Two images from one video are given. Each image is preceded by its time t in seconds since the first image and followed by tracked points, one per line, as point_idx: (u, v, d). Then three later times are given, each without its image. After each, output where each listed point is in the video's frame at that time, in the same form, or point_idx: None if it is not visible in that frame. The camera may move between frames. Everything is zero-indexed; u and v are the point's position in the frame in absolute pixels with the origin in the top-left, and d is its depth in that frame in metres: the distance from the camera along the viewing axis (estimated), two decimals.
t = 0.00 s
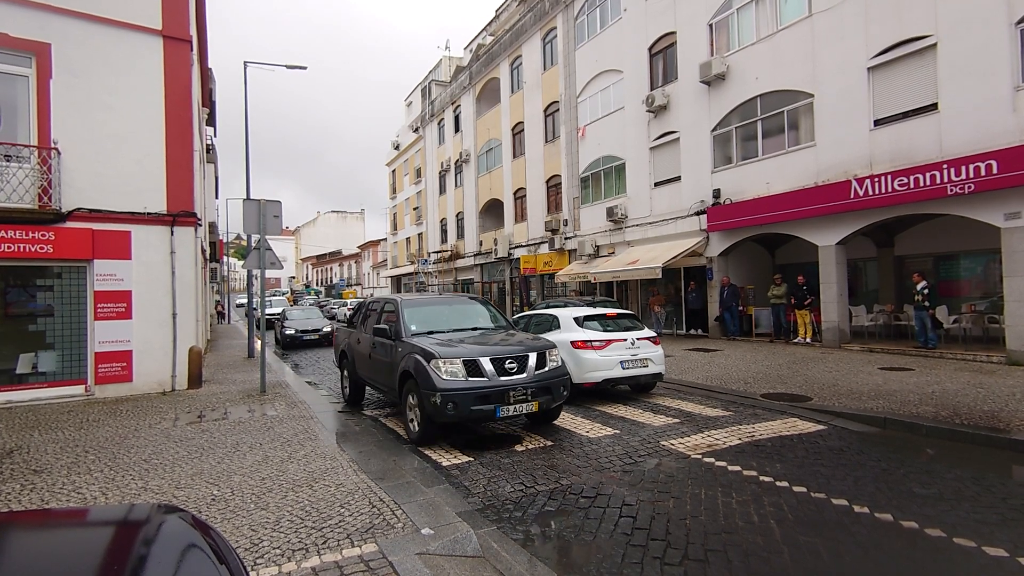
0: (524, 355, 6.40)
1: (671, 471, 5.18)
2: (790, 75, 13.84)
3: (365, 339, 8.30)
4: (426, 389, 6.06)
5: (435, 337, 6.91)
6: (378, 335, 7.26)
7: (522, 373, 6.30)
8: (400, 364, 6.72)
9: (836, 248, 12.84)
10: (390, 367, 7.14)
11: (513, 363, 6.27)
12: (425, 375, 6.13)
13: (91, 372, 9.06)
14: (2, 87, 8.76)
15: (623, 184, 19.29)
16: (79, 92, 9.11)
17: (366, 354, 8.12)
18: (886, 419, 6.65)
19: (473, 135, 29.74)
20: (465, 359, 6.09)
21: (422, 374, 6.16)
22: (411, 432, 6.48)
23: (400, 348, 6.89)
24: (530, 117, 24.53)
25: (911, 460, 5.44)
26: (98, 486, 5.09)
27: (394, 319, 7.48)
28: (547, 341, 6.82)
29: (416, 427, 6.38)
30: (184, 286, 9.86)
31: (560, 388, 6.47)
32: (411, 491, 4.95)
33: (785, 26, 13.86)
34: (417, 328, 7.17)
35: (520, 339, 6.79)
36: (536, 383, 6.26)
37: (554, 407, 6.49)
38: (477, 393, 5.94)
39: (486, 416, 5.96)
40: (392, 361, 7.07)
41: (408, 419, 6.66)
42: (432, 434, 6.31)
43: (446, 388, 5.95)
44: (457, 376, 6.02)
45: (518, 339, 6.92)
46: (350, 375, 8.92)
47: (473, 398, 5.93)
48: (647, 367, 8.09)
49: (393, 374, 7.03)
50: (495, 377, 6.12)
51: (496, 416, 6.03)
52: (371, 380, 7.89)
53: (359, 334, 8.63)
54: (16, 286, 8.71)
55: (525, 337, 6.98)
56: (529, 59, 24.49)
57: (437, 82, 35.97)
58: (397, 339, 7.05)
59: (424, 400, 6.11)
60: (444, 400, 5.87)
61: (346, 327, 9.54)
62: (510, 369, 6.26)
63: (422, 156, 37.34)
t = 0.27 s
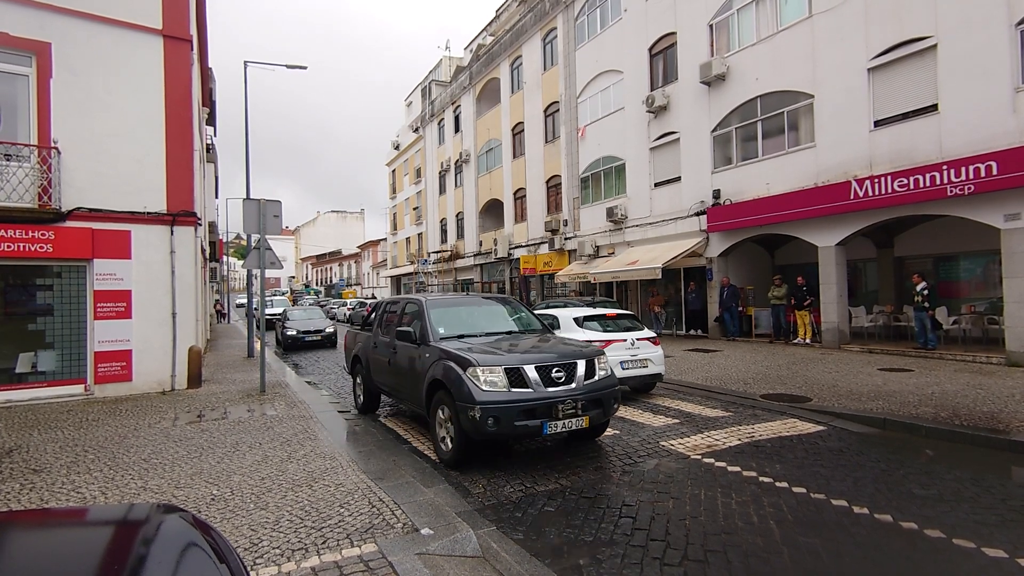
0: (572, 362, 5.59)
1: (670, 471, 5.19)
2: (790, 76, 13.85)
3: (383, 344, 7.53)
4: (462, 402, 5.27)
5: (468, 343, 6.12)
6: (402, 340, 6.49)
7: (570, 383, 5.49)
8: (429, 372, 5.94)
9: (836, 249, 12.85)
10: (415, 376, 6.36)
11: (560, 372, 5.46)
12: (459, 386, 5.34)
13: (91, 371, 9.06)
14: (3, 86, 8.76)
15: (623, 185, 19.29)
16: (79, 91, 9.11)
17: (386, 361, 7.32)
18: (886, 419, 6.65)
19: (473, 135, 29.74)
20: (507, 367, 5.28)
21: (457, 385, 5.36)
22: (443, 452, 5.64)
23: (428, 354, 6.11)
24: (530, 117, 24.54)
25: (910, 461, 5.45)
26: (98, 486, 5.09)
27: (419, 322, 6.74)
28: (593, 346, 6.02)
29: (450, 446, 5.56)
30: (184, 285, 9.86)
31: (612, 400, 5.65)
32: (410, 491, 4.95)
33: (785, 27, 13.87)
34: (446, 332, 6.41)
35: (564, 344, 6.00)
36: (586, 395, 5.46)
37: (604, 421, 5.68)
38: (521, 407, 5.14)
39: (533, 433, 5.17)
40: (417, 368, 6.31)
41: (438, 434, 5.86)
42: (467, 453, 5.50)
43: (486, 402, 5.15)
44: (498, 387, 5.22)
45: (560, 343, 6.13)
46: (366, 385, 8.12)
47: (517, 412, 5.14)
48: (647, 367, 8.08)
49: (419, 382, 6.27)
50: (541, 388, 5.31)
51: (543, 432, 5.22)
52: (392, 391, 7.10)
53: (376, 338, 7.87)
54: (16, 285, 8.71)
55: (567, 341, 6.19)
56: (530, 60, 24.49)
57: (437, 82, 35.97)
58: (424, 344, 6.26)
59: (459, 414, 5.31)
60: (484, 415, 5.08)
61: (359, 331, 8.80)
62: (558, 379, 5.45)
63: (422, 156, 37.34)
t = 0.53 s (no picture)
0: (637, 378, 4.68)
1: (670, 472, 5.19)
2: (790, 77, 13.85)
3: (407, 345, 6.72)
4: (509, 427, 4.37)
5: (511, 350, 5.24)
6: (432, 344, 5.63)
7: (635, 404, 4.58)
8: (466, 386, 5.04)
9: (836, 250, 12.86)
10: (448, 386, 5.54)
11: (626, 390, 4.55)
12: (506, 406, 4.46)
13: (90, 371, 9.05)
14: (3, 85, 8.75)
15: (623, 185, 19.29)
16: (79, 90, 9.11)
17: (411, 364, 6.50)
18: (886, 420, 6.65)
19: (473, 135, 29.74)
20: (564, 386, 4.37)
21: (505, 404, 4.46)
22: (481, 479, 4.77)
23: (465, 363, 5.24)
24: (530, 117, 24.53)
25: (910, 462, 5.45)
26: (97, 486, 5.08)
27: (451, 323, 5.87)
28: (656, 358, 5.11)
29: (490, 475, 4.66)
30: (184, 285, 9.86)
31: (680, 423, 4.76)
32: (410, 491, 4.95)
33: (785, 27, 13.88)
34: (484, 337, 5.52)
35: (624, 354, 5.09)
36: (653, 418, 4.56)
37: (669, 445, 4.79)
38: (582, 433, 4.26)
39: (593, 464, 4.28)
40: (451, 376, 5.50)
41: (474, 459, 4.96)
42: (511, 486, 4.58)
43: (540, 426, 4.27)
44: (554, 410, 4.32)
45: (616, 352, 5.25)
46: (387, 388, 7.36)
47: (577, 439, 4.27)
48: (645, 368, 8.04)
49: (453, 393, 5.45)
50: (603, 411, 4.40)
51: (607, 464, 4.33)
52: (418, 398, 6.32)
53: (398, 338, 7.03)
54: (16, 285, 8.71)
55: (624, 349, 5.30)
56: (530, 60, 24.49)
57: (438, 82, 35.96)
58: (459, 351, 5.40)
59: (505, 438, 4.44)
60: (539, 444, 4.18)
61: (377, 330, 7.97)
62: (621, 399, 4.53)
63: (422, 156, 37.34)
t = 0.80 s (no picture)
0: (725, 404, 4.07)
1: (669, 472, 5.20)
2: (790, 77, 13.86)
3: (438, 353, 6.11)
4: (581, 465, 3.73)
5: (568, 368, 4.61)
6: (472, 357, 5.03)
7: (724, 436, 3.97)
8: (518, 410, 4.41)
9: (835, 250, 12.87)
10: (492, 405, 4.93)
11: (714, 421, 3.93)
12: (575, 439, 3.82)
13: (90, 371, 9.04)
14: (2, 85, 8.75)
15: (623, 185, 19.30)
16: (79, 90, 9.10)
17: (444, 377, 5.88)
18: (885, 421, 6.66)
19: (473, 135, 29.74)
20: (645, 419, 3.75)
21: (572, 438, 3.82)
22: (537, 520, 4.10)
23: (515, 382, 4.62)
24: (530, 117, 24.53)
25: (909, 462, 5.45)
26: (96, 485, 5.08)
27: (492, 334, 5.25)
28: (737, 378, 4.51)
29: (552, 514, 3.98)
30: (183, 285, 9.85)
31: (772, 456, 4.14)
32: (410, 491, 4.95)
33: (784, 28, 13.89)
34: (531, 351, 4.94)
35: (699, 373, 4.49)
36: (745, 452, 3.95)
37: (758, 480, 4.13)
38: (667, 475, 3.62)
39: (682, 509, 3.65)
40: (495, 394, 4.90)
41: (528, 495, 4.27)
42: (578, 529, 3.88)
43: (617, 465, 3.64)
44: (634, 446, 3.70)
45: (688, 369, 4.64)
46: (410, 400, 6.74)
47: (661, 482, 3.63)
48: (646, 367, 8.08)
49: (498, 413, 4.84)
50: (691, 446, 3.77)
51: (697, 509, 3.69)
52: (452, 414, 5.71)
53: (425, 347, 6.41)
54: (15, 285, 8.70)
55: (697, 366, 4.68)
56: (530, 60, 24.48)
57: (437, 82, 35.97)
58: (505, 367, 4.80)
59: (573, 477, 3.80)
60: (621, 488, 3.55)
61: (398, 335, 7.35)
62: (709, 430, 3.91)
63: (422, 156, 37.33)
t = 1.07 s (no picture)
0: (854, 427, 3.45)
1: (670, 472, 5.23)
2: (789, 78, 13.87)
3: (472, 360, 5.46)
4: (690, 505, 3.10)
5: (644, 377, 3.99)
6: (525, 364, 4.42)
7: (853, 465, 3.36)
8: (593, 430, 3.75)
9: (835, 250, 12.87)
10: (552, 423, 4.27)
11: (844, 448, 3.33)
12: (678, 472, 3.17)
13: (89, 371, 9.04)
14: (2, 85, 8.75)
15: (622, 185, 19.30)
16: (78, 90, 9.10)
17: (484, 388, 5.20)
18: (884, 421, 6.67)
19: (473, 135, 29.76)
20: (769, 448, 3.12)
21: (675, 470, 3.18)
22: (623, 570, 3.50)
23: (584, 395, 3.98)
24: (530, 117, 24.54)
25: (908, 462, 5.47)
26: (96, 485, 5.08)
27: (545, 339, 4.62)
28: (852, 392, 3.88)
29: (644, 564, 3.36)
30: (183, 285, 9.86)
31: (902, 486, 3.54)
32: (410, 491, 4.95)
33: (784, 28, 13.90)
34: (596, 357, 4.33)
35: (810, 386, 3.85)
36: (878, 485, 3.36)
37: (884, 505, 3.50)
38: (798, 517, 3.03)
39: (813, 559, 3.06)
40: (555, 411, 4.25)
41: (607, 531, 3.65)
42: None
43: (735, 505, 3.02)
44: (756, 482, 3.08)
45: (793, 381, 3.97)
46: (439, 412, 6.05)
47: (791, 526, 3.02)
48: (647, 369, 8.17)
49: (560, 432, 4.18)
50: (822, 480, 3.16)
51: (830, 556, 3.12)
52: (496, 432, 5.01)
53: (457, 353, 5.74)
54: (15, 285, 8.70)
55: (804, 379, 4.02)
56: (529, 60, 24.49)
57: (437, 83, 35.97)
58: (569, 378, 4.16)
59: (678, 520, 3.15)
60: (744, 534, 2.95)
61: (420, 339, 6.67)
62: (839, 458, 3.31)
63: (422, 156, 37.34)
